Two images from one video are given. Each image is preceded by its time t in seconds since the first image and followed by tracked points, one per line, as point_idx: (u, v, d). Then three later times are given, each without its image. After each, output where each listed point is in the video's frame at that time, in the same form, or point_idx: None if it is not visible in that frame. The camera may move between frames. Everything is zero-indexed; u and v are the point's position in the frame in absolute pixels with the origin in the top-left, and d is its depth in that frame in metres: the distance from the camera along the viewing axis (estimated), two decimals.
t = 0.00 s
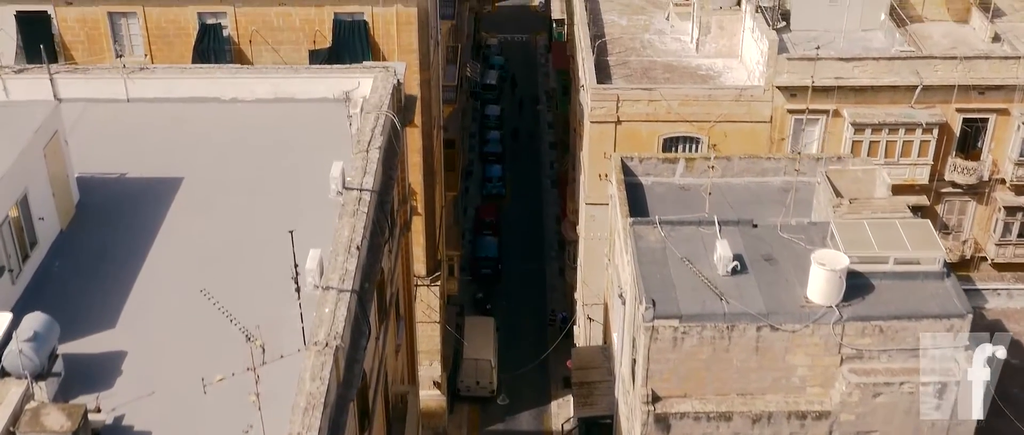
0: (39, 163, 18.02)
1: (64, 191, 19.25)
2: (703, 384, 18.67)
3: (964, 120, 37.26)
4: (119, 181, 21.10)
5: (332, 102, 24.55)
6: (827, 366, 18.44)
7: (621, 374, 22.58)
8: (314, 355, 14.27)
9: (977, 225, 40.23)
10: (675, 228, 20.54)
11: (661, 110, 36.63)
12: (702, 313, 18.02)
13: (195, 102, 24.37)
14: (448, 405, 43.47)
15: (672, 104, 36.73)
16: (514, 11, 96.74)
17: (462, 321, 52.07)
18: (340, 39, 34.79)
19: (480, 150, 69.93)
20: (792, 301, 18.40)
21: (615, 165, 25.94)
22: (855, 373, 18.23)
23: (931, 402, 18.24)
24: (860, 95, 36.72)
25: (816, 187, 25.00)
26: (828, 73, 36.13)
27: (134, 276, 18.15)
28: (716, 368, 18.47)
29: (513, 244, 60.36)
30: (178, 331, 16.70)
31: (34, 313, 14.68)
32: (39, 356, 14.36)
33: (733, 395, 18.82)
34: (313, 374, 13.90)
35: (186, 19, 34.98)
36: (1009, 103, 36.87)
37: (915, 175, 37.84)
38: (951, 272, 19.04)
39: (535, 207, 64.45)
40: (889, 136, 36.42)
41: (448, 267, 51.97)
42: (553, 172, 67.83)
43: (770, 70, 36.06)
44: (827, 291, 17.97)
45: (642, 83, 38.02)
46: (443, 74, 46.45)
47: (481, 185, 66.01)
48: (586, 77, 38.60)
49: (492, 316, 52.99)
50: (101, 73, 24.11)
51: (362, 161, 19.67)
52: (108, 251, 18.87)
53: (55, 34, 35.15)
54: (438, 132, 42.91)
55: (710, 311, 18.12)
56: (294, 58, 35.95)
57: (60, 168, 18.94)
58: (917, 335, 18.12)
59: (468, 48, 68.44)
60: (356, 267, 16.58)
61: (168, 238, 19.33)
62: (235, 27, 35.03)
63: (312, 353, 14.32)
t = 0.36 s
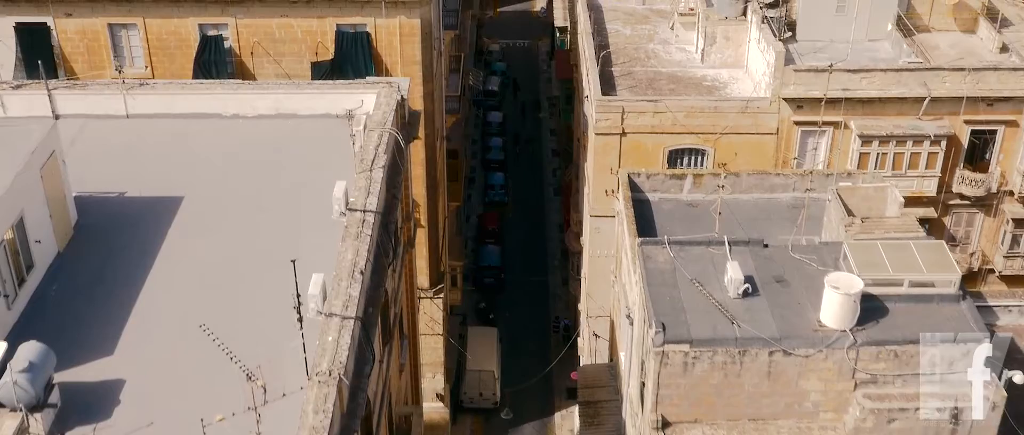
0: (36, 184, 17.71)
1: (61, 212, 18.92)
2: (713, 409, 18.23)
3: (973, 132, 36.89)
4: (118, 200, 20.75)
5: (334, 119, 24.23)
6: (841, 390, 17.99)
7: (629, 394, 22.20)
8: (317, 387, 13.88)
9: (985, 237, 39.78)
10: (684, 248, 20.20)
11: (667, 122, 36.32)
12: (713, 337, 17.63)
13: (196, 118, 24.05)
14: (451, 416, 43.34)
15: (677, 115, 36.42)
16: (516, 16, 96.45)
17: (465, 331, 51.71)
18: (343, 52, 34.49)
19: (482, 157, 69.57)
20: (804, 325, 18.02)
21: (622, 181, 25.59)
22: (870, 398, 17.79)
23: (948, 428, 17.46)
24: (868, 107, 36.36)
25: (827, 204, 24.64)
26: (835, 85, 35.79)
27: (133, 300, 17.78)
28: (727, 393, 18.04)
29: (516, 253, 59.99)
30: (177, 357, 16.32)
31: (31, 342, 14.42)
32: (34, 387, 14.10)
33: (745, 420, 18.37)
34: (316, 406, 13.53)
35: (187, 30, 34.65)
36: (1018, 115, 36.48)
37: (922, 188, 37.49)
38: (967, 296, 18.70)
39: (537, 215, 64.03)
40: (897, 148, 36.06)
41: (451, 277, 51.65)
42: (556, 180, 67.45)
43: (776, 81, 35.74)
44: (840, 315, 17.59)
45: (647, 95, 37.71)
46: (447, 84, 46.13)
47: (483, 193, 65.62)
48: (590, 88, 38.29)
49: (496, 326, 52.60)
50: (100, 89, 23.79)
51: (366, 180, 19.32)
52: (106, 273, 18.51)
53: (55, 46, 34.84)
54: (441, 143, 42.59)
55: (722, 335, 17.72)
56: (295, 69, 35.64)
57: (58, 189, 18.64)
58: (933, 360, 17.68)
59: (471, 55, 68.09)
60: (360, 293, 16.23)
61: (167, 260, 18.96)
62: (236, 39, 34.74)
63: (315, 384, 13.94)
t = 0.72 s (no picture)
0: (28, 206, 17.31)
1: (57, 234, 18.54)
2: None
3: (982, 143, 36.44)
4: (115, 220, 20.36)
5: (336, 133, 23.80)
6: (857, 417, 17.45)
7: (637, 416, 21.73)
8: (319, 421, 13.42)
9: (994, 249, 39.23)
10: (695, 269, 19.75)
11: (673, 133, 35.94)
12: (726, 363, 17.14)
13: (194, 133, 23.66)
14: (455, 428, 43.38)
15: (683, 127, 36.06)
16: (517, 21, 96.03)
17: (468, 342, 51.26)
18: (345, 62, 34.09)
19: (485, 164, 69.13)
20: (820, 350, 17.55)
21: (630, 197, 25.15)
22: (888, 425, 17.21)
23: None
24: (876, 118, 35.96)
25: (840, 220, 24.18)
26: (843, 95, 35.41)
27: (130, 326, 17.34)
28: (740, 420, 17.51)
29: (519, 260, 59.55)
30: (175, 386, 15.87)
31: (21, 373, 13.99)
32: (27, 420, 13.64)
33: None
34: None
35: (187, 41, 34.24)
36: None
37: (931, 199, 37.04)
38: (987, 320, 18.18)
39: (540, 223, 63.53)
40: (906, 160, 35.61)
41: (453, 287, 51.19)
42: (558, 187, 66.97)
43: (784, 92, 35.35)
44: (858, 341, 17.11)
45: (653, 106, 37.35)
46: (450, 94, 45.70)
47: (486, 200, 65.16)
48: (596, 99, 37.88)
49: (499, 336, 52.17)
50: (97, 104, 23.38)
51: (369, 200, 18.87)
52: (102, 298, 18.08)
53: (53, 57, 34.43)
54: (444, 154, 42.19)
55: (735, 361, 17.23)
56: (297, 80, 35.24)
57: (52, 210, 18.25)
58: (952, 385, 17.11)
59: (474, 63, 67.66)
60: (363, 319, 15.78)
61: (166, 283, 18.54)
62: (238, 50, 34.34)
63: (317, 418, 13.49)
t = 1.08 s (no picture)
0: (23, 228, 16.91)
1: (50, 254, 18.09)
2: None
3: (993, 154, 35.93)
4: (112, 238, 19.93)
5: (339, 150, 23.31)
6: None
7: None
8: None
9: (1005, 261, 38.62)
10: (708, 290, 19.25)
11: (680, 144, 35.51)
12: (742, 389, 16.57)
13: (194, 144, 23.24)
14: None
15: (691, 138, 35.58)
16: (519, 26, 95.63)
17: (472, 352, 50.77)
18: (348, 72, 33.65)
19: (487, 170, 68.64)
20: (838, 377, 17.02)
21: (638, 213, 24.66)
22: None
23: None
24: (886, 129, 35.44)
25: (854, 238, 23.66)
26: (853, 106, 34.90)
27: (127, 353, 16.95)
28: None
29: (522, 267, 59.11)
30: (174, 419, 15.51)
31: (14, 405, 13.65)
32: None
33: None
34: None
35: (187, 51, 33.79)
36: None
37: (941, 211, 36.49)
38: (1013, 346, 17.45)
39: (544, 230, 62.96)
40: (916, 172, 35.08)
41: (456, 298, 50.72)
42: (561, 194, 66.47)
43: (792, 103, 34.85)
44: (876, 366, 16.62)
45: (660, 116, 36.87)
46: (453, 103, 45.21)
47: (489, 207, 64.68)
48: (602, 109, 37.42)
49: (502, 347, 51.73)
50: (94, 118, 22.87)
51: (373, 221, 18.34)
52: (98, 323, 17.66)
53: (51, 67, 34.02)
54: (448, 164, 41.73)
55: (750, 388, 16.72)
56: (299, 90, 34.79)
57: (47, 230, 17.85)
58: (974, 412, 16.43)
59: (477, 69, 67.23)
60: (367, 347, 15.28)
61: (163, 306, 18.18)
62: (238, 60, 33.89)
63: None
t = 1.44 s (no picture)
0: (14, 250, 16.78)
1: (43, 277, 18.07)
2: None
3: (1002, 165, 35.45)
4: (108, 264, 19.88)
5: (337, 164, 23.46)
6: None
7: None
8: None
9: (1014, 273, 38.09)
10: (717, 310, 18.85)
11: (684, 155, 35.09)
12: (753, 416, 16.14)
13: (191, 169, 23.24)
14: None
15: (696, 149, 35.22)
16: (521, 31, 95.17)
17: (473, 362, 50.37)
18: (349, 83, 33.21)
19: (489, 177, 68.18)
20: (852, 403, 16.54)
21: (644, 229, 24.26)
22: None
23: None
24: (894, 140, 34.97)
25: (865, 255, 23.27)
26: (860, 117, 34.46)
27: (120, 378, 16.90)
28: None
29: (523, 274, 58.66)
30: None
31: None
32: None
33: None
34: None
35: (186, 62, 33.40)
36: None
37: (949, 223, 36.01)
38: None
39: (545, 237, 62.51)
40: (924, 183, 34.62)
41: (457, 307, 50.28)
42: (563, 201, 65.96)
43: (799, 114, 34.42)
44: (891, 393, 16.16)
45: (664, 127, 36.49)
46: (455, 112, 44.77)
47: (491, 214, 64.24)
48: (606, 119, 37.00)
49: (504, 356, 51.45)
50: (91, 134, 23.13)
51: (374, 240, 17.91)
52: (92, 350, 17.54)
53: (48, 78, 33.67)
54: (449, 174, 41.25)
55: (762, 414, 16.25)
56: (299, 101, 34.35)
57: (38, 251, 17.70)
58: None
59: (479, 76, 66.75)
60: (368, 374, 14.84)
61: (159, 328, 18.12)
62: (238, 70, 33.48)
63: None
